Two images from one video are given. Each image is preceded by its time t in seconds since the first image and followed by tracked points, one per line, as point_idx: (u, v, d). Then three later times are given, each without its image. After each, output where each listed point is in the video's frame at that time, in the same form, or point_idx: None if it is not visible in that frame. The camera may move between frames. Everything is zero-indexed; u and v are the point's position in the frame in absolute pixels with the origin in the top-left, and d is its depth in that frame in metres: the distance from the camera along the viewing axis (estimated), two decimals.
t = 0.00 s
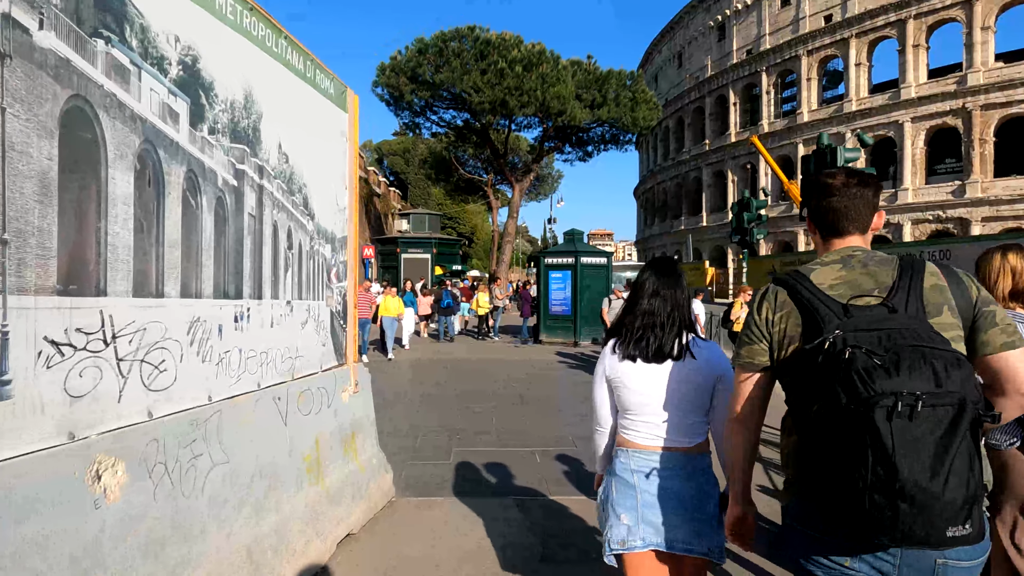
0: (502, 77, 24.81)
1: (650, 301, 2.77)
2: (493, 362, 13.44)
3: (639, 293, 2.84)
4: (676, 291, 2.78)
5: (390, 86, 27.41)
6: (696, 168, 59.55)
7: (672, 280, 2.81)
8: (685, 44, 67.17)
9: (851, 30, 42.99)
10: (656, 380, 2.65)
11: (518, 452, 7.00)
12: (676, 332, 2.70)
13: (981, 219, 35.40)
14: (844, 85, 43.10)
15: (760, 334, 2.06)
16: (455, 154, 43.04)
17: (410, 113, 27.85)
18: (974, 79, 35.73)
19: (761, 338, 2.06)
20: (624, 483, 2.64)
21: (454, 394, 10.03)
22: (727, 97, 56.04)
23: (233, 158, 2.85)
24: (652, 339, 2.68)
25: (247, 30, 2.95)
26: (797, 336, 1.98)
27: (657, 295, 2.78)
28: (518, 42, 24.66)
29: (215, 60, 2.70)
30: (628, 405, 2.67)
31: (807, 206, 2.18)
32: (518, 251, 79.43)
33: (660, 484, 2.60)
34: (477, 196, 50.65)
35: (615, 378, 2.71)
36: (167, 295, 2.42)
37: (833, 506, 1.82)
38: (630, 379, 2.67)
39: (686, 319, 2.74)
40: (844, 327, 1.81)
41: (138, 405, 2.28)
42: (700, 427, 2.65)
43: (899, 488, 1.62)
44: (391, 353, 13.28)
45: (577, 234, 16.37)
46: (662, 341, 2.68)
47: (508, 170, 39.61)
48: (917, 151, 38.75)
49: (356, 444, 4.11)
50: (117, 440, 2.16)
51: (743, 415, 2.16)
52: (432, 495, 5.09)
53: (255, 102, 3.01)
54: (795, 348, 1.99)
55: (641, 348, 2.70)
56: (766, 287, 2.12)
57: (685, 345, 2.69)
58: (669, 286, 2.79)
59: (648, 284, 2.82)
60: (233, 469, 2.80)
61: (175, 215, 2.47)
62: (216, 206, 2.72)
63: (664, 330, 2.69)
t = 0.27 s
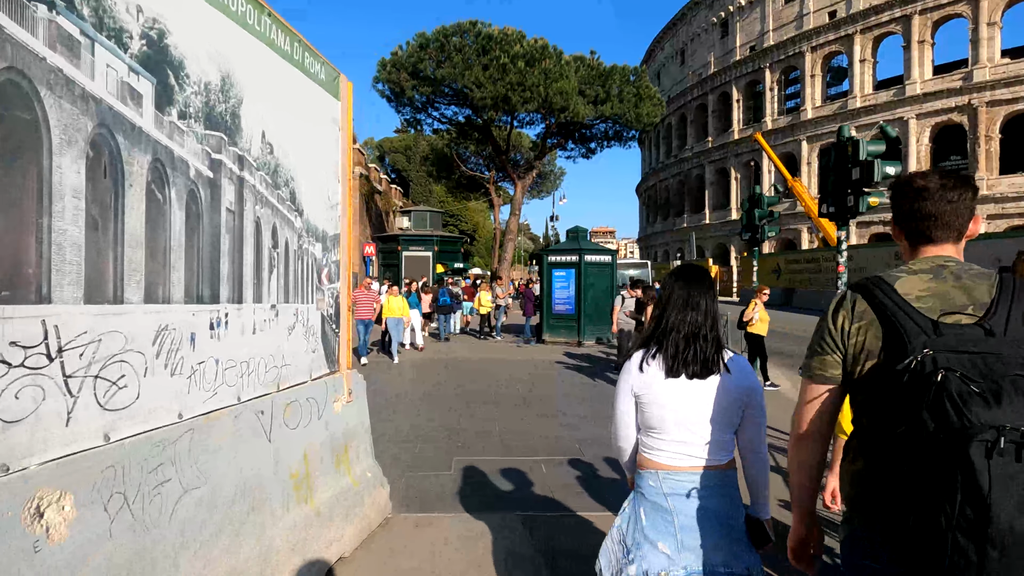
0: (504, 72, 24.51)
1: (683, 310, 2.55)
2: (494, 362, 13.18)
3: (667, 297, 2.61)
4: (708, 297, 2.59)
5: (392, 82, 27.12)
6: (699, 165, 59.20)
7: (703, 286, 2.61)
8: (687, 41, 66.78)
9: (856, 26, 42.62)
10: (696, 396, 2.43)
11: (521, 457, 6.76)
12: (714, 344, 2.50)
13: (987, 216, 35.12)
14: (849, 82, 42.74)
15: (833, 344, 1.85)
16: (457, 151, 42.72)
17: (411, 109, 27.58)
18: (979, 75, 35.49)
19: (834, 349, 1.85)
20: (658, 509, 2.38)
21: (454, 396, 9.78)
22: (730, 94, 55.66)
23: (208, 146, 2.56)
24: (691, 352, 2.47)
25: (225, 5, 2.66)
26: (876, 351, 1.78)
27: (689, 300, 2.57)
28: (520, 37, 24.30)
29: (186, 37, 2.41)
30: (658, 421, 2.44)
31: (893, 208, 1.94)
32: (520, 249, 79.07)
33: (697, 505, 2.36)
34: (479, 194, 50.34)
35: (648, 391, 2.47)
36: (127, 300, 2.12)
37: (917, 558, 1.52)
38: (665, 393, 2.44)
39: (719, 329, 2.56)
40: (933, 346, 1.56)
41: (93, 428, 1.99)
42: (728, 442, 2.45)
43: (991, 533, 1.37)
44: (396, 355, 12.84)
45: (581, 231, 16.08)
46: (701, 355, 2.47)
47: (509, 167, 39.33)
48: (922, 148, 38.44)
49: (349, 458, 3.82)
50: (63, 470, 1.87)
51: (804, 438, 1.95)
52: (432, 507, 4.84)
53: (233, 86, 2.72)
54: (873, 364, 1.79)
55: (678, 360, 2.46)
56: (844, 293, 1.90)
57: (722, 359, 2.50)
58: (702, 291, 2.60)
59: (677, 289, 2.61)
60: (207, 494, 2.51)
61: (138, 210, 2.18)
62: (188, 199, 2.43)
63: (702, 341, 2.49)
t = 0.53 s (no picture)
0: (505, 67, 24.15)
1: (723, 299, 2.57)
2: (495, 361, 12.97)
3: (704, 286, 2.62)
4: (742, 287, 2.63)
5: (391, 77, 26.78)
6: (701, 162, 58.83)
7: (737, 277, 2.65)
8: (690, 37, 66.36)
9: (860, 22, 42.27)
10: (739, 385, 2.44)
11: (522, 462, 6.57)
12: (753, 335, 2.53)
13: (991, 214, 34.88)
14: (852, 78, 42.40)
15: (925, 319, 1.56)
16: (457, 147, 42.39)
17: (411, 104, 27.28)
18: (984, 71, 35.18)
19: (926, 325, 1.56)
20: (688, 515, 2.34)
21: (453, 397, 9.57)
22: (732, 90, 55.27)
23: (168, 117, 2.25)
24: (736, 340, 2.47)
25: None
26: (975, 332, 1.48)
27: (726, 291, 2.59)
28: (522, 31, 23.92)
29: None
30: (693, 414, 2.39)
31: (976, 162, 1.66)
32: (521, 246, 78.83)
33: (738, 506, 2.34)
34: (480, 191, 49.99)
35: (689, 378, 2.43)
36: (64, 292, 1.82)
37: (1023, 571, 1.34)
38: (709, 382, 2.42)
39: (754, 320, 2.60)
40: None
41: (17, 442, 1.69)
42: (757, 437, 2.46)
43: None
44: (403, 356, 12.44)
45: (584, 227, 15.78)
46: (745, 344, 2.49)
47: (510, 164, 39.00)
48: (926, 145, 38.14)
49: (335, 467, 3.53)
50: None
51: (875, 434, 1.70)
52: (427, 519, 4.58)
53: (198, 50, 2.41)
54: (968, 349, 1.50)
55: (723, 348, 2.46)
56: (921, 262, 1.62)
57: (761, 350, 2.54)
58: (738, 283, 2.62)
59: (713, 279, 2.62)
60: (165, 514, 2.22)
61: (77, 187, 1.87)
62: (142, 177, 2.13)
63: (743, 331, 2.51)
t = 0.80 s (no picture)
0: (506, 62, 23.78)
1: (756, 306, 2.38)
2: (496, 361, 12.74)
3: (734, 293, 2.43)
4: (774, 291, 2.44)
5: (391, 73, 26.44)
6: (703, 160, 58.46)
7: (769, 280, 2.46)
8: (691, 34, 65.92)
9: (863, 19, 41.88)
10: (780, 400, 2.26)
11: (527, 468, 6.35)
12: (791, 344, 2.35)
13: (996, 211, 34.61)
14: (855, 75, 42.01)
15: None
16: (458, 144, 42.01)
17: (411, 100, 26.97)
18: (989, 68, 34.84)
19: None
20: (708, 539, 2.23)
21: (454, 399, 9.34)
22: (735, 87, 54.87)
23: (116, 96, 1.93)
24: (774, 351, 2.30)
25: None
26: None
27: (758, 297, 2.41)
28: (524, 25, 23.54)
29: None
30: (735, 437, 2.23)
31: None
32: (523, 244, 78.48)
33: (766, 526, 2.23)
34: (481, 189, 49.64)
35: (725, 396, 2.24)
36: None
37: None
38: (747, 400, 2.24)
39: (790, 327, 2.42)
40: None
41: None
42: (798, 460, 2.31)
43: None
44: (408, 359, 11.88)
45: (588, 224, 15.43)
46: (784, 355, 2.31)
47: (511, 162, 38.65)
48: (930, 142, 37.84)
49: (322, 487, 3.22)
50: None
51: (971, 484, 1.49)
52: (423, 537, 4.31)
53: (155, 20, 2.09)
54: None
55: (761, 363, 2.27)
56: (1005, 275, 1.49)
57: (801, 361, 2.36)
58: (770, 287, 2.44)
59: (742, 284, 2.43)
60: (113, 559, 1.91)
61: None
62: (82, 163, 1.81)
63: (780, 340, 2.33)
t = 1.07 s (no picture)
0: (508, 57, 23.44)
1: (777, 311, 2.35)
2: (500, 361, 12.52)
3: (756, 296, 2.40)
4: (807, 294, 2.38)
5: (391, 69, 26.14)
6: (705, 157, 58.07)
7: (795, 279, 2.40)
8: (693, 31, 65.52)
9: (867, 15, 41.44)
10: (803, 407, 2.23)
11: (535, 471, 6.15)
12: (815, 346, 2.31)
13: (1001, 209, 34.32)
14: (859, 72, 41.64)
15: None
16: (459, 141, 41.66)
17: (412, 97, 26.71)
18: (993, 64, 34.53)
19: None
20: (729, 539, 2.26)
21: (457, 399, 9.12)
22: (737, 85, 54.49)
23: (56, 56, 1.61)
24: (796, 359, 2.26)
25: None
26: None
27: (781, 299, 2.37)
28: (526, 20, 23.17)
29: None
30: (756, 445, 2.25)
31: None
32: (524, 242, 78.10)
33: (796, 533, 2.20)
34: (483, 187, 49.32)
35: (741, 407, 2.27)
36: None
37: None
38: (765, 410, 2.24)
39: (818, 327, 2.37)
40: None
41: None
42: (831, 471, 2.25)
43: None
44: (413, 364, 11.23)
45: (593, 221, 15.11)
46: (806, 361, 2.27)
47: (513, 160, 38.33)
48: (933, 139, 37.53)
49: (313, 506, 2.92)
50: None
51: None
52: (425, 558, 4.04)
53: None
54: None
55: (780, 371, 2.25)
56: None
57: (833, 368, 2.29)
58: (796, 287, 2.38)
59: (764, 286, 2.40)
60: None
61: None
62: (14, 132, 1.50)
63: (803, 344, 2.30)
